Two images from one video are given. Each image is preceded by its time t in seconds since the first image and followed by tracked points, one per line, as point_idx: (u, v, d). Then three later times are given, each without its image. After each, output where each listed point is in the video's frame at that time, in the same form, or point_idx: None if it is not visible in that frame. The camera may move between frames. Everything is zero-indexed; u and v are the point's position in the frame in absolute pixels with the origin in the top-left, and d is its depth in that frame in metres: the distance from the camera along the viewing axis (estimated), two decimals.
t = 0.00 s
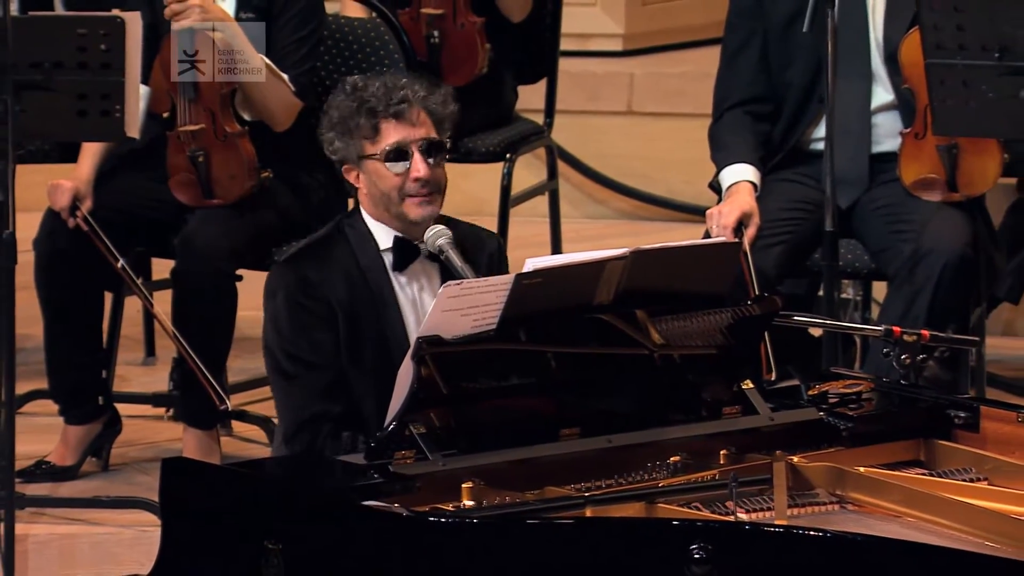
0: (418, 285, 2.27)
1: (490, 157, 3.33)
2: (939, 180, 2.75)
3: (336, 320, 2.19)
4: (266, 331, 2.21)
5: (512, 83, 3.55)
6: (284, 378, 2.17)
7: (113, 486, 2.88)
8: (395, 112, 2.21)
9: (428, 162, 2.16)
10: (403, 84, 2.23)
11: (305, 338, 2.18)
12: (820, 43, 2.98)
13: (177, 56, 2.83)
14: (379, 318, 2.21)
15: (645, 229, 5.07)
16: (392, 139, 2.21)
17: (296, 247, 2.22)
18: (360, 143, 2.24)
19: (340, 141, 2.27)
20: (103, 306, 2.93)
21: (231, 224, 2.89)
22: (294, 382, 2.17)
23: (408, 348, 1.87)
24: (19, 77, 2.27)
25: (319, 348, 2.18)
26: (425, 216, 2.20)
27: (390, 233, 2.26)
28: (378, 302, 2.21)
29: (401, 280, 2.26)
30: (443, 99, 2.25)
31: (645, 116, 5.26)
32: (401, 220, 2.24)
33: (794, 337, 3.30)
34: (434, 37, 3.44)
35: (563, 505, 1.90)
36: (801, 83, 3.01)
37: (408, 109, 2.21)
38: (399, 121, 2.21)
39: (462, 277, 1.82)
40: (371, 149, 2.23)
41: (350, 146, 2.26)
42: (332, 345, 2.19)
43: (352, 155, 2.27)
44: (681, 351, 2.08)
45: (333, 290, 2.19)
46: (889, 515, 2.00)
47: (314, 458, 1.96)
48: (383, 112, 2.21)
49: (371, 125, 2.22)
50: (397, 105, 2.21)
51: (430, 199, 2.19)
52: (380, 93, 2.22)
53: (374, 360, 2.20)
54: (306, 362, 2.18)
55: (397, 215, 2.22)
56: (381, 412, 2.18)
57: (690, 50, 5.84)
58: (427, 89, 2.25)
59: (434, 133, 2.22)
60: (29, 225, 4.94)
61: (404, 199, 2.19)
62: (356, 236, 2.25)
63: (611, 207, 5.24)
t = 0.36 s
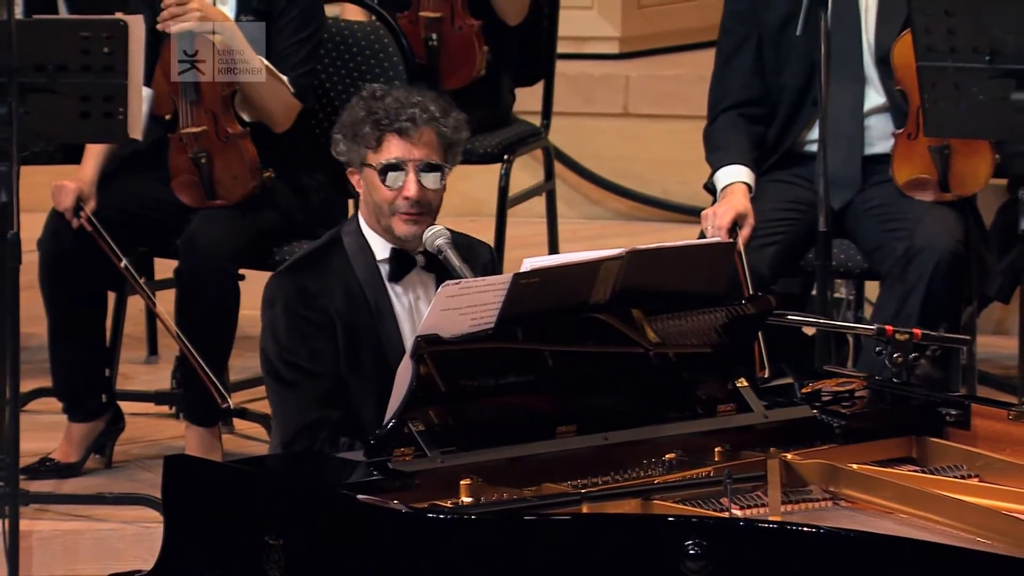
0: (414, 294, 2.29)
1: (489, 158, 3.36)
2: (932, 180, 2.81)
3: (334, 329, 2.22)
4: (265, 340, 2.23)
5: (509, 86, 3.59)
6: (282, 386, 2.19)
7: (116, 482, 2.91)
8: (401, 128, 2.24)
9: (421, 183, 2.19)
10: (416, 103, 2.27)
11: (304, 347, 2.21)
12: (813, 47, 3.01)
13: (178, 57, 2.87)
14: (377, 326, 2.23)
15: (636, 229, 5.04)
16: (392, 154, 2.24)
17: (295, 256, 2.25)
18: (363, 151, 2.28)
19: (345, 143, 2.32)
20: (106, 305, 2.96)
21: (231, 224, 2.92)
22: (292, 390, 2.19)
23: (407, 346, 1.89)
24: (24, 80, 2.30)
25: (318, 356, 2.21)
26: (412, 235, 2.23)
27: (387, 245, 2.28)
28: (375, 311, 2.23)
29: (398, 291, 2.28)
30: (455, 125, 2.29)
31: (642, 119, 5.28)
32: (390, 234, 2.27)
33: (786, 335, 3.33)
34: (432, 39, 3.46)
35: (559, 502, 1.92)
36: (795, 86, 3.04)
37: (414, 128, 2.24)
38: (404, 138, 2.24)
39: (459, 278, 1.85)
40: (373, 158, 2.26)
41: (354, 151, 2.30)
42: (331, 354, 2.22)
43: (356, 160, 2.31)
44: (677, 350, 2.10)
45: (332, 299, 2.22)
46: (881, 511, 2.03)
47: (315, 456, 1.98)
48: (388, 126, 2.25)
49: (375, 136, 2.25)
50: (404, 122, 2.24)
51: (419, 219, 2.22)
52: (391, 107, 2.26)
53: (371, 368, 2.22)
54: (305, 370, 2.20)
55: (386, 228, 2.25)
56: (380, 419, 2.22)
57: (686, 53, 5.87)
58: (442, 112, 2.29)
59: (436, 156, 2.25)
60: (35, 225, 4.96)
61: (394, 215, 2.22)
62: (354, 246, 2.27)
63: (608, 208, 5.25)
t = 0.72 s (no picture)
0: (421, 284, 2.31)
1: (487, 159, 3.39)
2: (922, 182, 2.84)
3: (340, 319, 2.25)
4: (273, 327, 2.28)
5: (507, 87, 3.61)
6: (290, 372, 2.24)
7: (119, 479, 2.93)
8: (402, 114, 2.26)
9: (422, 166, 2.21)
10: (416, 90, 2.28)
11: (311, 335, 2.25)
12: (807, 49, 3.05)
13: (179, 57, 2.90)
14: (382, 317, 2.26)
15: (635, 230, 5.07)
16: (393, 140, 2.25)
17: (303, 245, 2.28)
18: (365, 140, 2.29)
19: (348, 134, 2.33)
20: (109, 304, 2.98)
21: (232, 224, 2.95)
22: (299, 377, 2.24)
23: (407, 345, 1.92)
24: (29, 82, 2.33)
25: (324, 345, 2.25)
26: (416, 219, 2.25)
27: (392, 233, 2.30)
28: (381, 302, 2.26)
29: (405, 281, 2.31)
30: (455, 109, 2.29)
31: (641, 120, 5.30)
32: (395, 222, 2.29)
33: (782, 335, 3.36)
34: (432, 42, 3.50)
35: (557, 498, 1.95)
36: (789, 88, 3.07)
37: (415, 113, 2.26)
38: (404, 124, 2.25)
39: (458, 278, 1.88)
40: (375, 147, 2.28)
41: (357, 140, 2.31)
42: (336, 343, 2.26)
43: (358, 150, 2.32)
44: (673, 350, 2.13)
45: (338, 290, 2.25)
46: (874, 508, 2.06)
47: (316, 454, 2.01)
48: (388, 112, 2.26)
49: (376, 124, 2.26)
50: (404, 108, 2.26)
51: (422, 203, 2.25)
52: (390, 95, 2.27)
53: (377, 358, 2.26)
54: (311, 358, 2.25)
55: (391, 215, 2.27)
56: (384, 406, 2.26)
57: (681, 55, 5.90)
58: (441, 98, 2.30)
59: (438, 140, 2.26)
60: (37, 225, 4.98)
61: (398, 200, 2.25)
62: (361, 237, 2.29)
63: (604, 209, 5.25)
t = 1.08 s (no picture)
0: (412, 289, 2.34)
1: (482, 159, 3.43)
2: (911, 182, 2.87)
3: (331, 320, 2.28)
4: (266, 332, 2.30)
5: (501, 88, 3.64)
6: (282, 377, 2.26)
7: (119, 474, 2.96)
8: (388, 118, 2.32)
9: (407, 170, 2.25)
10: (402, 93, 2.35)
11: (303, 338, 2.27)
12: (796, 51, 3.09)
13: (179, 57, 2.92)
14: (372, 317, 2.28)
15: (627, 229, 5.08)
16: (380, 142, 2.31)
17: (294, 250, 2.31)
18: (351, 143, 2.34)
19: (335, 139, 2.38)
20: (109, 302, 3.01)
21: (231, 223, 2.97)
22: (292, 381, 2.25)
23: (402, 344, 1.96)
24: (30, 83, 2.35)
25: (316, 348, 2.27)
26: (400, 222, 2.27)
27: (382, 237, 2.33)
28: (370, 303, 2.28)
29: (396, 286, 2.33)
30: (444, 114, 2.36)
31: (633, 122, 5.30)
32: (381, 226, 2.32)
33: (774, 333, 3.37)
34: (427, 44, 3.50)
35: (550, 496, 1.96)
36: (779, 89, 3.11)
37: (401, 116, 2.33)
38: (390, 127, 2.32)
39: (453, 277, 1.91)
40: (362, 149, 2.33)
41: (344, 144, 2.36)
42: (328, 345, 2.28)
43: (346, 155, 2.37)
44: (666, 347, 2.17)
45: (328, 291, 2.28)
46: (865, 503, 2.08)
47: (314, 449, 2.04)
48: (375, 116, 2.33)
49: (362, 126, 2.32)
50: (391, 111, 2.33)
51: (407, 207, 2.27)
52: (376, 99, 2.34)
53: (368, 358, 2.27)
54: (304, 361, 2.27)
55: (377, 219, 2.30)
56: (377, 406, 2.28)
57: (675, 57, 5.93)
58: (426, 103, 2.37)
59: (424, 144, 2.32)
60: (39, 224, 5.02)
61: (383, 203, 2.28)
62: (352, 243, 2.31)
63: (598, 208, 5.26)
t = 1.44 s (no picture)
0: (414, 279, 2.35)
1: (471, 158, 3.45)
2: (894, 180, 2.92)
3: (337, 312, 2.31)
4: (268, 323, 2.30)
5: (491, 86, 3.67)
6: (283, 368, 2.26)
7: (113, 469, 2.98)
8: (390, 110, 2.33)
9: (411, 160, 2.27)
10: (402, 85, 2.36)
11: (308, 329, 2.29)
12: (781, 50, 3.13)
13: (176, 56, 2.95)
14: (377, 310, 2.31)
15: (614, 227, 5.10)
16: (382, 134, 2.32)
17: (301, 242, 2.33)
18: (354, 136, 2.36)
19: (337, 131, 2.39)
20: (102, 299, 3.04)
21: (224, 221, 3.00)
22: (293, 372, 2.26)
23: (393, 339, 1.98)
24: (24, 82, 2.38)
25: (320, 339, 2.29)
26: (407, 212, 2.29)
27: (387, 229, 2.35)
28: (376, 294, 2.31)
29: (399, 278, 2.34)
30: (444, 103, 2.36)
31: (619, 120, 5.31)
32: (386, 216, 2.33)
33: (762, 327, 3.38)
34: (418, 43, 3.54)
35: (539, 488, 2.00)
36: (764, 88, 3.16)
37: (404, 108, 2.33)
38: (392, 119, 2.33)
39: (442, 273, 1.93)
40: (364, 142, 2.34)
41: (346, 137, 2.37)
42: (332, 337, 2.30)
43: (348, 147, 2.38)
44: (653, 342, 2.19)
45: (336, 283, 2.30)
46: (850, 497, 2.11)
47: (304, 445, 2.06)
48: (377, 109, 2.34)
49: (365, 120, 2.34)
50: (393, 104, 2.33)
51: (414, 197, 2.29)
52: (378, 92, 2.35)
53: (372, 350, 2.31)
54: (307, 353, 2.28)
55: (382, 209, 2.32)
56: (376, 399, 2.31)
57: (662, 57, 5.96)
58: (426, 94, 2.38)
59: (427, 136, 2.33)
60: (34, 222, 5.04)
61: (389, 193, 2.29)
62: (354, 233, 2.35)
63: (586, 206, 5.28)
